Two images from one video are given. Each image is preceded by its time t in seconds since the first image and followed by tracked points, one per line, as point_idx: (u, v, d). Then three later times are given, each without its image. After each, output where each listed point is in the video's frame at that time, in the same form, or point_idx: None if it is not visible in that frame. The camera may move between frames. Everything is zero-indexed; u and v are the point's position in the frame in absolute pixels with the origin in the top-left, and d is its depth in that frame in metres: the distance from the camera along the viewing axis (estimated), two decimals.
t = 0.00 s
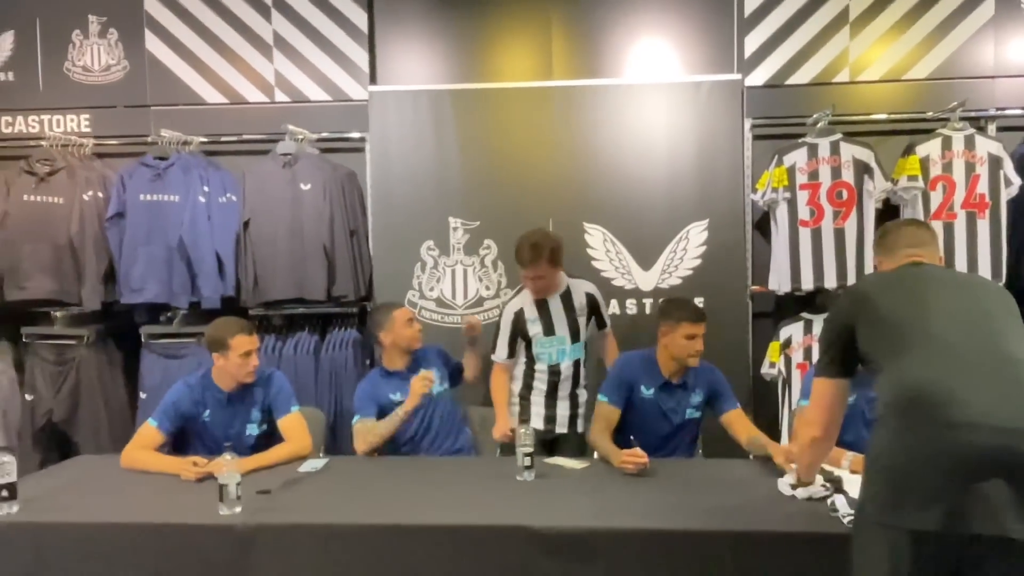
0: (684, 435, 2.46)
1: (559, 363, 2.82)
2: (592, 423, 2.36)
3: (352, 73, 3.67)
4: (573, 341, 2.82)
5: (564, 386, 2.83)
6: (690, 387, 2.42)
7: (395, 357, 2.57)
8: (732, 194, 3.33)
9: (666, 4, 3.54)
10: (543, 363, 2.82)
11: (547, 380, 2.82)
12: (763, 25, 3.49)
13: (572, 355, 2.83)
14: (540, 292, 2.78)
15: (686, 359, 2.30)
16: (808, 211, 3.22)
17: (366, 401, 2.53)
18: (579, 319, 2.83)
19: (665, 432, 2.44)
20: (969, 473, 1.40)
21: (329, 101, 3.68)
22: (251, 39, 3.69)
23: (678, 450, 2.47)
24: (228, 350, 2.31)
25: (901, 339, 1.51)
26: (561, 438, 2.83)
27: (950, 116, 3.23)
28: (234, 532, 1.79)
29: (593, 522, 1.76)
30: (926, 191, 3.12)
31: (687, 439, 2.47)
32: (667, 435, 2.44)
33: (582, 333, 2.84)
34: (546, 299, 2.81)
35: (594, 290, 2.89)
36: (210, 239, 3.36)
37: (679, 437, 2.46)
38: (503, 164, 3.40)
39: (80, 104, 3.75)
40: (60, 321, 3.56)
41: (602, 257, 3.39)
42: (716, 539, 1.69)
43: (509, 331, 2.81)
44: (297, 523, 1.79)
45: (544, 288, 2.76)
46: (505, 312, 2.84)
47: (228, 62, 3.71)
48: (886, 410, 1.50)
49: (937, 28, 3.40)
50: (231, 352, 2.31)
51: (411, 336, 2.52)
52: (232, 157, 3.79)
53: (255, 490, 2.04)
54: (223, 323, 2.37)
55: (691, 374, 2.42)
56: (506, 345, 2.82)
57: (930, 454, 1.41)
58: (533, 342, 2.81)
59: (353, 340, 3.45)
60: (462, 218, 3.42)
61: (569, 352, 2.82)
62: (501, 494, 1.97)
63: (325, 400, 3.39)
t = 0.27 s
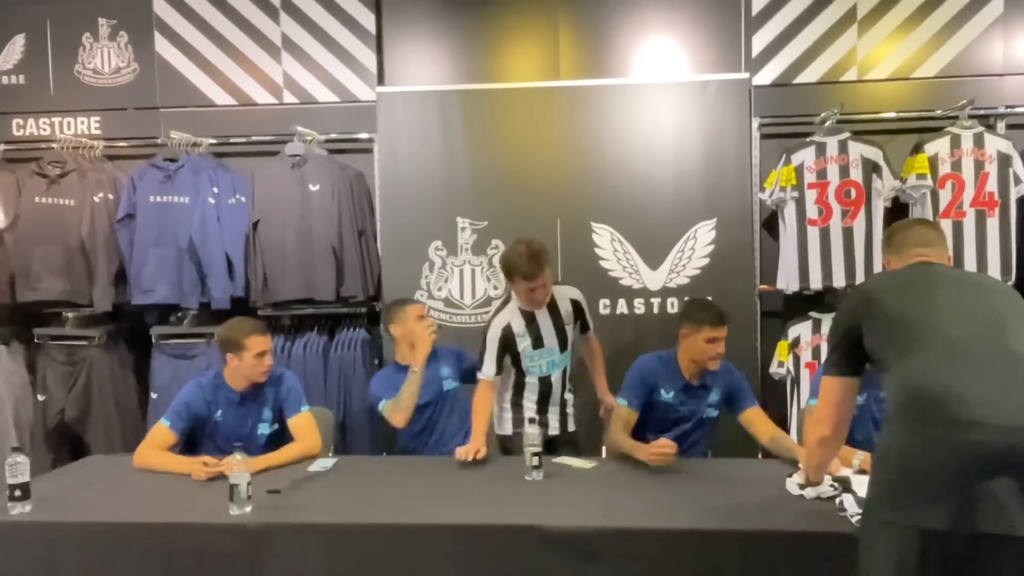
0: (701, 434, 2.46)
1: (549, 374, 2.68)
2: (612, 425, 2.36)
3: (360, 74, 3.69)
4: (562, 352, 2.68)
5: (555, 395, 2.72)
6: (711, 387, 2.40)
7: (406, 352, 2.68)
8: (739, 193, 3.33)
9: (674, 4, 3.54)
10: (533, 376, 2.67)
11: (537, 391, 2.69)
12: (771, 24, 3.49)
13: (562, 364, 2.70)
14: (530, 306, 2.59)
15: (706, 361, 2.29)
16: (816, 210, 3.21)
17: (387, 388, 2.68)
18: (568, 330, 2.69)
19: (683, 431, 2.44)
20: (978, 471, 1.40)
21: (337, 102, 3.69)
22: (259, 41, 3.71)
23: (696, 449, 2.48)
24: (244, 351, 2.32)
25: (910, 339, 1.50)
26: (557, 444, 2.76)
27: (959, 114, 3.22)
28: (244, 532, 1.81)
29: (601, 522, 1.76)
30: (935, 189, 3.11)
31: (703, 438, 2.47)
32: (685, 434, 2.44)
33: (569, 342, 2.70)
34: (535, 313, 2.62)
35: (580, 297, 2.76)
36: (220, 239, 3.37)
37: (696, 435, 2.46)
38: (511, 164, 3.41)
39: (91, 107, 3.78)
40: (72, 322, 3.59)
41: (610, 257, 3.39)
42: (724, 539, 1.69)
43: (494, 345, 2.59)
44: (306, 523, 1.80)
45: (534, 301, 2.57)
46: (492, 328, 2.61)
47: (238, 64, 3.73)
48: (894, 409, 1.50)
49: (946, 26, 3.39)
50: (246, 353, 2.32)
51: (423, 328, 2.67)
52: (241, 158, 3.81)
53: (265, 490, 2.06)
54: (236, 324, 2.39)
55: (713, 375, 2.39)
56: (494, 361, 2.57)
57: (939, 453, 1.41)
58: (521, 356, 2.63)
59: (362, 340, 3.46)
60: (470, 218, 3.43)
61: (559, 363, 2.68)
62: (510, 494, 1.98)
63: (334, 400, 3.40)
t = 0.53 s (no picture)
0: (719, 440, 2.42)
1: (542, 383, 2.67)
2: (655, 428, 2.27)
3: (363, 77, 3.70)
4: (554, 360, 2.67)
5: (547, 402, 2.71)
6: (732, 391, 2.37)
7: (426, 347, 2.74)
8: (742, 195, 3.33)
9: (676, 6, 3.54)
10: (526, 386, 2.65)
11: (529, 399, 2.68)
12: (772, 26, 3.50)
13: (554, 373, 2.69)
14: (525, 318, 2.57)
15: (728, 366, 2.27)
16: (819, 211, 3.21)
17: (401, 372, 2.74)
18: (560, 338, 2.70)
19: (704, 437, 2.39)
20: (981, 473, 1.40)
21: (340, 105, 3.70)
22: (263, 44, 3.72)
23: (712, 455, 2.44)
24: (251, 349, 2.32)
25: (913, 340, 1.50)
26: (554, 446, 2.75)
27: (962, 115, 3.22)
28: (248, 534, 1.81)
29: (604, 524, 1.76)
30: (938, 190, 3.11)
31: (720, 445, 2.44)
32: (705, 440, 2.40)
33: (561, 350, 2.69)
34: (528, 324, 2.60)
35: (573, 305, 2.78)
36: (223, 242, 3.38)
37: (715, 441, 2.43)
38: (514, 166, 3.41)
39: (95, 110, 3.79)
40: (76, 325, 3.60)
41: (613, 259, 3.39)
42: (727, 540, 1.69)
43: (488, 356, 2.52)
44: (310, 525, 1.80)
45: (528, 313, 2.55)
46: (484, 338, 2.54)
47: (242, 68, 3.74)
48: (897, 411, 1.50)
49: (949, 27, 3.39)
50: (253, 352, 2.32)
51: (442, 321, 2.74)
52: (245, 161, 3.82)
53: (268, 493, 2.06)
54: (242, 325, 2.40)
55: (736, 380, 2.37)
56: (488, 370, 2.50)
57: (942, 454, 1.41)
58: (514, 367, 2.60)
59: (365, 343, 3.46)
60: (473, 221, 3.43)
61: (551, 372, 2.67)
62: (513, 496, 1.98)
63: (338, 403, 3.41)
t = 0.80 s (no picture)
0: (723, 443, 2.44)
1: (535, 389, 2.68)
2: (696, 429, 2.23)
3: (360, 81, 3.69)
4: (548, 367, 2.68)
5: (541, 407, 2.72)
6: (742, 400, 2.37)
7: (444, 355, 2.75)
8: (739, 199, 3.34)
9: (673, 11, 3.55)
10: (520, 392, 2.67)
11: (522, 404, 2.69)
12: (770, 30, 3.50)
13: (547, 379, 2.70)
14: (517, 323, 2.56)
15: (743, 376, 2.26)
16: (816, 215, 3.21)
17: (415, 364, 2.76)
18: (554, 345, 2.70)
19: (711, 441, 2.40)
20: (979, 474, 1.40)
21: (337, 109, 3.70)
22: (260, 48, 3.72)
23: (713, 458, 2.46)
24: (249, 350, 2.32)
25: (911, 343, 1.51)
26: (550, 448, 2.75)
27: (958, 119, 3.23)
28: (244, 538, 1.81)
29: (602, 527, 1.76)
30: (934, 194, 3.12)
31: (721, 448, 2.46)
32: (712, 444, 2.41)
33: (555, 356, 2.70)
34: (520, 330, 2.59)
35: (567, 312, 2.77)
36: (221, 246, 3.38)
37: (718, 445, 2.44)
38: (511, 170, 3.42)
39: (93, 114, 3.80)
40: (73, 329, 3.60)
41: (610, 263, 3.39)
42: (725, 543, 1.69)
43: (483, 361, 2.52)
44: (306, 529, 1.80)
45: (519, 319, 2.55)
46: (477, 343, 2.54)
47: (239, 72, 3.74)
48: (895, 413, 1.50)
49: (945, 31, 3.40)
50: (250, 352, 2.33)
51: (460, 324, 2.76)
52: (243, 165, 3.82)
53: (265, 497, 2.06)
54: (240, 325, 2.41)
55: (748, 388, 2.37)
56: (482, 376, 2.49)
57: (940, 456, 1.41)
58: (508, 373, 2.62)
59: (363, 347, 3.46)
60: (470, 225, 3.44)
61: (544, 378, 2.68)
62: (510, 499, 1.98)
63: (335, 406, 3.40)
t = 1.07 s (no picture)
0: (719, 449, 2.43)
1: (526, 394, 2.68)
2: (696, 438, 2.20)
3: (350, 87, 3.69)
4: (538, 372, 2.68)
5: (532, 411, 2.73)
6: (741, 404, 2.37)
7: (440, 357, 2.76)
8: (728, 205, 3.35)
9: (662, 18, 3.57)
10: (510, 396, 2.68)
11: (513, 407, 2.70)
12: (759, 37, 3.51)
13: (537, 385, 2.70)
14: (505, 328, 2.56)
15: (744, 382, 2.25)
16: (805, 221, 3.24)
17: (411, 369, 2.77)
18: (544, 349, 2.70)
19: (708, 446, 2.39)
20: (967, 479, 1.41)
21: (328, 115, 3.70)
22: (250, 53, 3.72)
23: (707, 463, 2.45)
24: (245, 355, 2.32)
25: (900, 348, 1.52)
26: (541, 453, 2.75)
27: (945, 126, 3.25)
28: (233, 544, 1.80)
29: (592, 532, 1.76)
30: (921, 201, 3.14)
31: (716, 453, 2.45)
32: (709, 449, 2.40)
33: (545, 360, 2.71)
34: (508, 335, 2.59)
35: (557, 316, 2.78)
36: (210, 251, 3.37)
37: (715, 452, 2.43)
38: (502, 176, 3.42)
39: (81, 119, 3.78)
40: (61, 335, 3.57)
41: (601, 268, 3.40)
42: (714, 548, 1.70)
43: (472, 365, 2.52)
44: (296, 535, 1.80)
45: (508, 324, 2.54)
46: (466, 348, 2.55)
47: (229, 77, 3.73)
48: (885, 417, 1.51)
49: (931, 40, 3.43)
50: (247, 357, 2.32)
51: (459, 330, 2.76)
52: (233, 171, 3.81)
53: (254, 502, 2.05)
54: (234, 332, 2.40)
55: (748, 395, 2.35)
56: (472, 382, 2.49)
57: (929, 460, 1.42)
58: (498, 378, 2.63)
59: (353, 352, 3.45)
60: (461, 230, 3.44)
61: (535, 382, 2.67)
62: (500, 505, 1.98)
63: (325, 412, 3.39)
